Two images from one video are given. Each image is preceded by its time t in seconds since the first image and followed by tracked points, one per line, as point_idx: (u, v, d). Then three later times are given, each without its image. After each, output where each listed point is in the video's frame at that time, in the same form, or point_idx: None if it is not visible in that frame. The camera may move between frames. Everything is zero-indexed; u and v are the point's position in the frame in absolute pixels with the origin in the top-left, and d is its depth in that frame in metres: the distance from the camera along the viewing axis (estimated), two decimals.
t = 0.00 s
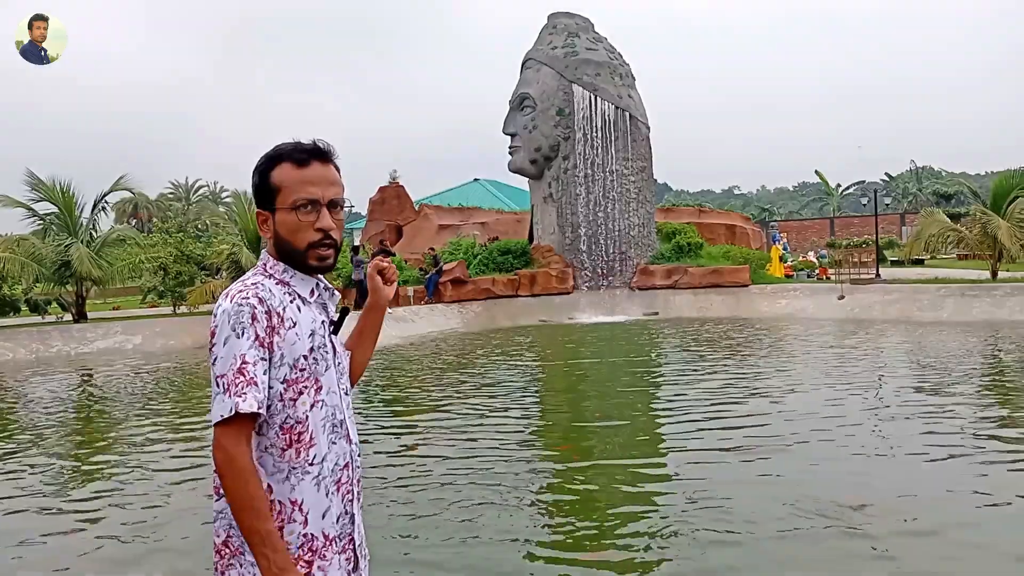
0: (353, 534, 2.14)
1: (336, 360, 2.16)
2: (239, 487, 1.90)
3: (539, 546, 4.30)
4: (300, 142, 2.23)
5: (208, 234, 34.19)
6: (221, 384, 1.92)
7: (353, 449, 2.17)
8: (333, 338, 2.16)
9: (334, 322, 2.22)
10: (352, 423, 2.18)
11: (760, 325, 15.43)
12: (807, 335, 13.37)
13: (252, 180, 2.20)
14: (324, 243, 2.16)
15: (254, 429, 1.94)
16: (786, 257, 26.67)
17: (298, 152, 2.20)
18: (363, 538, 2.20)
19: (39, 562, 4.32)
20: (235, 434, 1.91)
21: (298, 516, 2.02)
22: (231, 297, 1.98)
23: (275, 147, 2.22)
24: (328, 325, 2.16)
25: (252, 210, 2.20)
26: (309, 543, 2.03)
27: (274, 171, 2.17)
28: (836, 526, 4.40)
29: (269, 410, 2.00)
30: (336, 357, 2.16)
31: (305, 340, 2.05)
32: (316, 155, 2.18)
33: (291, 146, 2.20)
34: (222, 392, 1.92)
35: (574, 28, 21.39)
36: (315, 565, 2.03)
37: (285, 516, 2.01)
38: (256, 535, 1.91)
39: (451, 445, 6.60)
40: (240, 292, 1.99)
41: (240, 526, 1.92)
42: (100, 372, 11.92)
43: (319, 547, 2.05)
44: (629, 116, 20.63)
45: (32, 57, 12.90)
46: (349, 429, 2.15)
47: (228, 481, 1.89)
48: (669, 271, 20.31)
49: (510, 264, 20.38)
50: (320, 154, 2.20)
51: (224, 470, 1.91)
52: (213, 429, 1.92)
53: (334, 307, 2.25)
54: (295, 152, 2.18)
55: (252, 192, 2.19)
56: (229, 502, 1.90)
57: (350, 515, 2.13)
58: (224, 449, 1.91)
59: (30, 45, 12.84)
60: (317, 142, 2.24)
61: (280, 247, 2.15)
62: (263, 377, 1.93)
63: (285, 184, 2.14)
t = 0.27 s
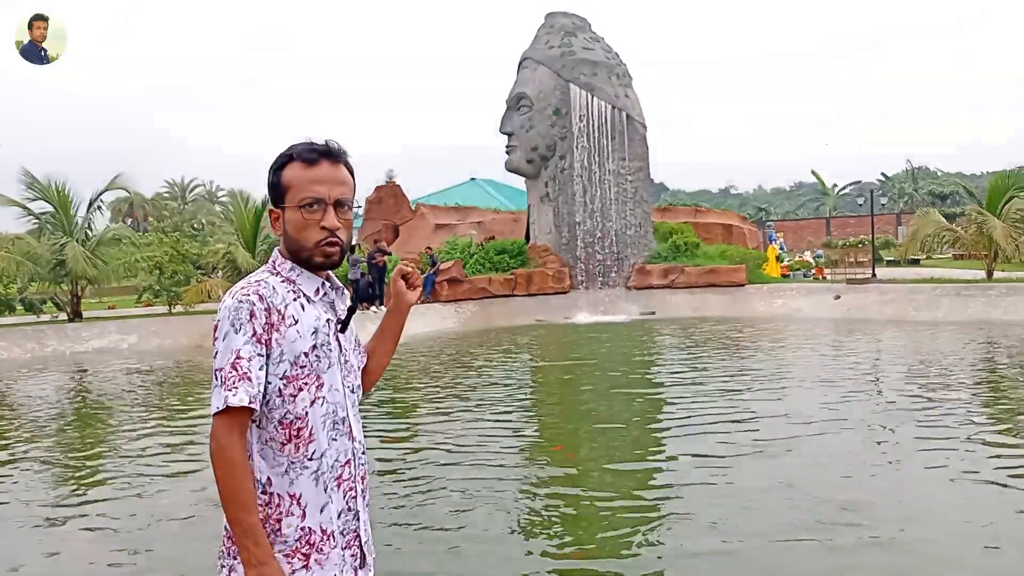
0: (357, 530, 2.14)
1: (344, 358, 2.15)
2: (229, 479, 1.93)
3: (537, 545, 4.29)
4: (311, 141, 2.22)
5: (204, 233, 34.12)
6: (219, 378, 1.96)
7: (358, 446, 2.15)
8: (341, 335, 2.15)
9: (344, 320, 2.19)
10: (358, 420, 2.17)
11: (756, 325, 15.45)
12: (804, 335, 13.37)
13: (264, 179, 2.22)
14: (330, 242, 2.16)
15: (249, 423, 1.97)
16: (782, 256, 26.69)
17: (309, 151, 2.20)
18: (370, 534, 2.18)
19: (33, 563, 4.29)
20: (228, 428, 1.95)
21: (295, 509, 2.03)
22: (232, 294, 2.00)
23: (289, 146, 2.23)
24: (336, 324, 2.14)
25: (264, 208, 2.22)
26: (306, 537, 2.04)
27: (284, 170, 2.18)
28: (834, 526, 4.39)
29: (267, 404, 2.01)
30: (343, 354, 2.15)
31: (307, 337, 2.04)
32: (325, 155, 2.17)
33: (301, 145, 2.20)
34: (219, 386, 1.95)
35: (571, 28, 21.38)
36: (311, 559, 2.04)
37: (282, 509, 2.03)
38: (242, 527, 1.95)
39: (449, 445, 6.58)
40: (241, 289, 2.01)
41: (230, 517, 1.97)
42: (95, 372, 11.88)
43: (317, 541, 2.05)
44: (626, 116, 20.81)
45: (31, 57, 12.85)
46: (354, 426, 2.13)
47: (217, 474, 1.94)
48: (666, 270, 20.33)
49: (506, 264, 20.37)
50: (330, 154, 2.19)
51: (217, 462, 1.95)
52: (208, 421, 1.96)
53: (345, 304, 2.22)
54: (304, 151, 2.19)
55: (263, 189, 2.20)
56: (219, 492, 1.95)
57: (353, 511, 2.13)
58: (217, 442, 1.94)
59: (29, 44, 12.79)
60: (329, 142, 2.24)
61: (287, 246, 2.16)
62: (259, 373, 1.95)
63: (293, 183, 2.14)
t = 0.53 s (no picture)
0: (356, 525, 2.13)
1: (347, 354, 2.15)
2: (229, 471, 1.94)
3: (536, 544, 4.29)
4: (316, 139, 2.24)
5: (201, 230, 34.11)
6: (222, 371, 1.96)
7: (360, 442, 2.14)
8: (345, 333, 2.14)
9: (349, 317, 2.19)
10: (360, 417, 2.17)
11: (753, 324, 15.48)
12: (800, 334, 13.39)
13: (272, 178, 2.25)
14: (333, 237, 2.15)
15: (250, 415, 1.97)
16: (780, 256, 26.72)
17: (313, 149, 2.22)
18: (371, 530, 2.17)
19: (30, 560, 4.28)
20: (230, 419, 1.95)
21: (293, 502, 2.03)
22: (237, 289, 2.01)
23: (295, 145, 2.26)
24: (341, 321, 2.13)
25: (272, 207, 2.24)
26: (303, 530, 2.04)
27: (289, 168, 2.20)
28: (832, 526, 4.40)
29: (268, 399, 2.02)
30: (346, 351, 2.15)
31: (309, 334, 2.04)
32: (327, 150, 2.18)
33: (306, 143, 2.22)
34: (221, 379, 1.96)
35: (570, 26, 21.37)
36: (308, 552, 2.04)
37: (280, 502, 2.04)
38: (241, 517, 1.95)
39: (446, 443, 6.59)
40: (245, 284, 2.02)
41: (230, 507, 1.97)
42: (92, 368, 11.87)
43: (314, 535, 2.05)
44: (624, 115, 20.82)
45: (30, 56, 12.83)
46: (355, 422, 2.13)
47: (218, 464, 1.94)
48: (664, 269, 20.34)
49: (504, 262, 20.37)
50: (332, 150, 2.20)
51: (218, 453, 1.95)
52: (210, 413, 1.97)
53: (351, 302, 2.21)
54: (308, 149, 2.20)
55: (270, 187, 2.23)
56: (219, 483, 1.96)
57: (352, 506, 2.12)
58: (218, 432, 1.95)
59: (28, 43, 12.78)
60: (333, 140, 2.25)
61: (292, 241, 2.17)
62: (260, 366, 1.96)
63: (297, 180, 2.17)
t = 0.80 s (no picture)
0: (355, 523, 2.13)
1: (350, 354, 2.14)
2: (232, 466, 1.94)
3: (536, 544, 4.27)
4: (325, 140, 2.24)
5: (199, 229, 34.07)
6: (226, 368, 1.96)
7: (361, 441, 2.14)
8: (347, 333, 2.14)
9: (352, 317, 2.18)
10: (360, 416, 2.17)
11: (751, 323, 15.49)
12: (799, 333, 13.39)
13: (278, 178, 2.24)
14: (339, 237, 2.14)
15: (253, 412, 1.97)
16: (778, 255, 26.73)
17: (320, 149, 2.21)
18: (371, 528, 2.17)
19: (27, 560, 4.26)
20: (233, 416, 1.95)
21: (292, 499, 2.03)
22: (242, 286, 2.00)
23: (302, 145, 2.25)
24: (344, 321, 2.13)
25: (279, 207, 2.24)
26: (300, 527, 2.04)
27: (296, 168, 2.19)
28: (830, 523, 4.42)
29: (271, 396, 2.02)
30: (349, 351, 2.14)
31: (312, 333, 2.04)
32: (334, 151, 2.18)
33: (314, 143, 2.22)
34: (225, 375, 1.95)
35: (568, 24, 21.33)
36: (305, 549, 2.04)
37: (278, 498, 2.04)
38: (243, 512, 1.95)
39: (445, 442, 6.58)
40: (250, 282, 2.01)
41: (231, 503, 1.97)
42: (90, 368, 11.86)
43: (311, 532, 2.05)
44: (623, 114, 20.80)
45: (30, 56, 12.81)
46: (355, 421, 2.12)
47: (220, 460, 1.94)
48: (662, 268, 20.32)
49: (503, 261, 20.37)
50: (339, 152, 2.20)
51: (221, 449, 1.95)
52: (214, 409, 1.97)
53: (355, 303, 2.21)
54: (316, 149, 2.20)
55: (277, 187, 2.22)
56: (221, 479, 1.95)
57: (352, 504, 2.12)
58: (221, 428, 1.94)
59: (28, 43, 12.75)
60: (340, 141, 2.25)
61: (297, 241, 2.16)
62: (264, 365, 1.96)
63: (303, 181, 2.16)
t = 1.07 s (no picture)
0: (360, 522, 2.12)
1: (356, 354, 2.14)
2: (237, 465, 1.93)
3: (536, 544, 4.27)
4: (331, 141, 2.23)
5: (200, 229, 34.08)
6: (232, 366, 1.95)
7: (368, 441, 2.14)
8: (353, 333, 2.14)
9: (358, 317, 2.18)
10: (366, 415, 2.16)
11: (752, 322, 15.48)
12: (800, 333, 13.38)
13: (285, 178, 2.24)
14: (345, 239, 2.14)
15: (259, 410, 1.96)
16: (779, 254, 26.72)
17: (326, 150, 2.21)
18: (377, 528, 2.17)
19: (26, 561, 4.25)
20: (239, 414, 1.94)
21: (296, 497, 2.03)
22: (248, 286, 1.99)
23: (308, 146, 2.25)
24: (350, 321, 2.12)
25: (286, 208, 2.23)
26: (305, 525, 2.04)
27: (302, 169, 2.18)
28: (832, 523, 4.42)
29: (277, 395, 2.01)
30: (355, 351, 2.14)
31: (318, 333, 2.04)
32: (341, 151, 2.17)
33: (320, 145, 2.21)
34: (231, 374, 1.95)
35: (568, 24, 21.32)
36: (308, 548, 2.04)
37: (283, 497, 2.03)
38: (248, 510, 1.94)
39: (445, 442, 6.57)
40: (256, 282, 2.00)
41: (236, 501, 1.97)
42: (91, 368, 11.86)
43: (316, 531, 2.05)
44: (623, 113, 20.80)
45: (31, 56, 12.81)
46: (361, 420, 2.12)
47: (226, 458, 1.93)
48: (663, 268, 20.31)
49: (503, 261, 20.37)
50: (346, 152, 2.20)
51: (227, 447, 1.94)
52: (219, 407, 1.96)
53: (360, 303, 2.20)
54: (322, 150, 2.19)
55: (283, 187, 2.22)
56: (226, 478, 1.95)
57: (358, 503, 2.11)
58: (226, 426, 1.94)
59: (29, 43, 12.75)
60: (345, 142, 2.25)
61: (304, 242, 2.15)
62: (270, 363, 1.95)
63: (310, 181, 2.16)
